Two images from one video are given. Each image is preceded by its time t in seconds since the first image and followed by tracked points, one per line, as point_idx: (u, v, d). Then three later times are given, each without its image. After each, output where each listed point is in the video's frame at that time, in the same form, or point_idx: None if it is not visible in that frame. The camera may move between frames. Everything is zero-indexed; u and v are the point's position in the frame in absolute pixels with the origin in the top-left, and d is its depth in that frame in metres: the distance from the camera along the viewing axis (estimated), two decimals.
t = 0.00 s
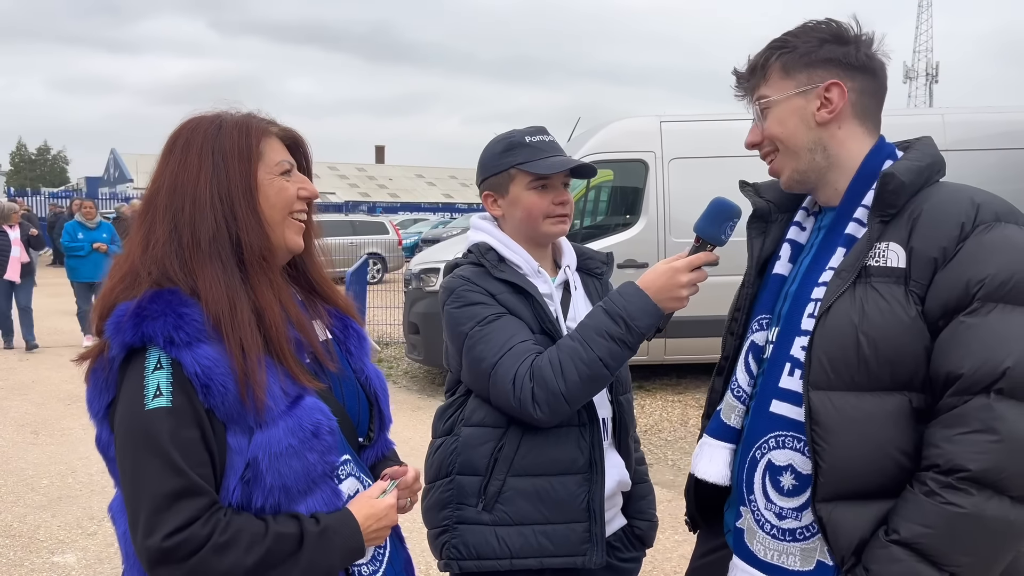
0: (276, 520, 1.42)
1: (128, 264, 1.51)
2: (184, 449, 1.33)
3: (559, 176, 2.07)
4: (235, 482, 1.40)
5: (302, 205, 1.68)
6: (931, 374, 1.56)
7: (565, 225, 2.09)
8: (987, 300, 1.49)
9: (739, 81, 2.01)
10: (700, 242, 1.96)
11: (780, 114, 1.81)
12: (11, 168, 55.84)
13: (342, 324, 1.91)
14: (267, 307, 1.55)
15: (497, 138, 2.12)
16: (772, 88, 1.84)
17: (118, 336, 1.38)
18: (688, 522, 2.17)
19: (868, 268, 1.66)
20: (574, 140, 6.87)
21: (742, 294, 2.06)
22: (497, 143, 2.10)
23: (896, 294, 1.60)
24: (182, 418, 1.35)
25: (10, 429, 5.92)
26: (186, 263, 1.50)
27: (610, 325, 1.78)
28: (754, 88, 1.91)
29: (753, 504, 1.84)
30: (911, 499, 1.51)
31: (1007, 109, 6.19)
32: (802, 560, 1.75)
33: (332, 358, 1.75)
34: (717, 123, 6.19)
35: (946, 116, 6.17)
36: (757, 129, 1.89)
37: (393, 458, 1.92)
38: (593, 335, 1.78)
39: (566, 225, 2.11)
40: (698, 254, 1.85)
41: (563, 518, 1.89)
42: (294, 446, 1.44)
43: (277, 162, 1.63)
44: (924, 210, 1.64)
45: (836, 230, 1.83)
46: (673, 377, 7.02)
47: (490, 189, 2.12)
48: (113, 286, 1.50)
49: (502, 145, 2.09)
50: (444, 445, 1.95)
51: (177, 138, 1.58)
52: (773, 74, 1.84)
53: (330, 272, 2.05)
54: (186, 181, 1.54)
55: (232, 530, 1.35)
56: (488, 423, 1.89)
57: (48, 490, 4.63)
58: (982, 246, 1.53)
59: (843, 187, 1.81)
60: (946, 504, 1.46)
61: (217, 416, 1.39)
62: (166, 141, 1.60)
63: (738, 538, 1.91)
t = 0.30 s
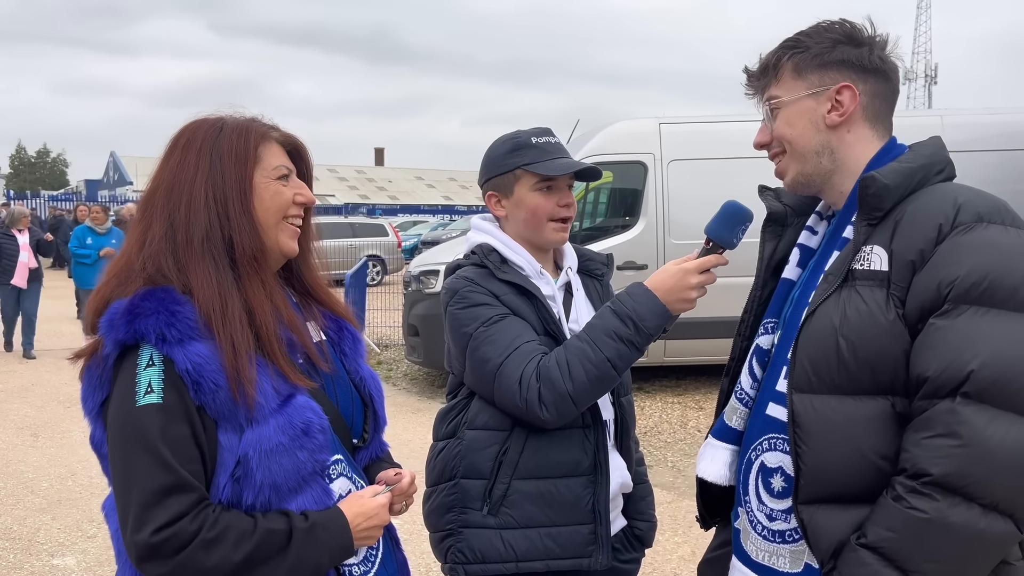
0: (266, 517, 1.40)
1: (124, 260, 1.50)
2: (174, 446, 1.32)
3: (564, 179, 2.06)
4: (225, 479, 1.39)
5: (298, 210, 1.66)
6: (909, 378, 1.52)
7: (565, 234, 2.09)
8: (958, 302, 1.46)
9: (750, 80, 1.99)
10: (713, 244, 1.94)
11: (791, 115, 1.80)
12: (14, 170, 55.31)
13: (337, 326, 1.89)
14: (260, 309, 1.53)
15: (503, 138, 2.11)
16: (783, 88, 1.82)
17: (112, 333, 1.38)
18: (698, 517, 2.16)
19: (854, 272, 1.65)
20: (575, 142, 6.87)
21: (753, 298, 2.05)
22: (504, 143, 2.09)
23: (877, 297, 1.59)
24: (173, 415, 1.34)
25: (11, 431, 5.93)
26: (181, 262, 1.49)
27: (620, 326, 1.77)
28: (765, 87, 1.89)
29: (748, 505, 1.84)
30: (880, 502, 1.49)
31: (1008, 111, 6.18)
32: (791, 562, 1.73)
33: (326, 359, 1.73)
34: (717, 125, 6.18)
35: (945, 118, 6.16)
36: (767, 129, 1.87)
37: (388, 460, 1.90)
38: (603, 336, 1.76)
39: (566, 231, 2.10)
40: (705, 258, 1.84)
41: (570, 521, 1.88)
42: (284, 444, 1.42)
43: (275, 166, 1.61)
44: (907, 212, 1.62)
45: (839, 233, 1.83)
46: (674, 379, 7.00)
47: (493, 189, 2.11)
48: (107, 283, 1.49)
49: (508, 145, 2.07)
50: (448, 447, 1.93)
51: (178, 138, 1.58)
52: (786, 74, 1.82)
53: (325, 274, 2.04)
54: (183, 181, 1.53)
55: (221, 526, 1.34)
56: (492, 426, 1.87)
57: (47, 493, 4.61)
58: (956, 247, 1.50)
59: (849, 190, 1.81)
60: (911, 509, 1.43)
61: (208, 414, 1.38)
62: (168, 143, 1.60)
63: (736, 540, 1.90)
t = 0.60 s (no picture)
0: (258, 516, 1.40)
1: (118, 262, 1.51)
2: (167, 445, 1.32)
3: (570, 182, 2.07)
4: (219, 478, 1.39)
5: (293, 212, 1.66)
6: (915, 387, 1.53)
7: (574, 231, 2.08)
8: (969, 314, 1.47)
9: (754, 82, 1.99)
10: (722, 245, 1.95)
11: (795, 119, 1.80)
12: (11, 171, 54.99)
13: (334, 328, 1.89)
14: (253, 309, 1.53)
15: (510, 140, 2.11)
16: (787, 91, 1.82)
17: (106, 334, 1.37)
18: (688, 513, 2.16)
19: (859, 277, 1.64)
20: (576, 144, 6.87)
21: (750, 298, 2.04)
22: (511, 146, 2.09)
23: (883, 304, 1.59)
24: (166, 414, 1.34)
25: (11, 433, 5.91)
26: (174, 263, 1.50)
27: (628, 327, 1.77)
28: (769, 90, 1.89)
29: (743, 503, 1.83)
30: (885, 506, 1.50)
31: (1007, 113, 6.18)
32: (785, 560, 1.74)
33: (321, 361, 1.73)
34: (718, 128, 6.19)
35: (945, 120, 6.17)
36: (771, 132, 1.88)
37: (386, 461, 1.89)
38: (611, 337, 1.77)
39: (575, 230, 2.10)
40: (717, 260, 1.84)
41: (576, 522, 1.88)
42: (278, 444, 1.42)
43: (269, 168, 1.61)
44: (916, 221, 1.61)
45: (841, 236, 1.83)
46: (674, 381, 7.00)
47: (499, 190, 2.11)
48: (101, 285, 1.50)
49: (515, 148, 2.07)
50: (454, 449, 1.93)
51: (173, 142, 1.59)
52: (790, 78, 1.82)
53: (324, 278, 2.03)
54: (177, 184, 1.54)
55: (213, 525, 1.34)
56: (499, 428, 1.87)
57: (47, 495, 4.60)
58: (967, 259, 1.50)
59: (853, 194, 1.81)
60: (918, 515, 1.44)
61: (201, 413, 1.38)
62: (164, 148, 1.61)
63: (729, 537, 1.89)
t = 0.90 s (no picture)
0: (255, 517, 1.40)
1: (118, 260, 1.51)
2: (163, 444, 1.33)
3: (575, 184, 2.07)
4: (216, 478, 1.39)
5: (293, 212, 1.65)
6: (924, 384, 1.55)
7: (579, 233, 2.08)
8: (984, 317, 1.49)
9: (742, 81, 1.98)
10: (725, 247, 1.95)
11: (789, 118, 1.79)
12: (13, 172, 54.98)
13: (335, 329, 1.89)
14: (252, 309, 1.52)
15: (515, 142, 2.12)
16: (781, 91, 1.82)
17: (104, 332, 1.37)
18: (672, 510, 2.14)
19: (866, 276, 1.63)
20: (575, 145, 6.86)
21: (738, 293, 2.04)
22: (516, 147, 2.09)
23: (892, 303, 1.59)
24: (163, 413, 1.34)
25: (11, 434, 5.91)
26: (173, 262, 1.50)
27: (631, 328, 1.77)
28: (760, 89, 1.89)
29: (739, 497, 1.81)
30: (898, 498, 1.51)
31: (1007, 113, 6.18)
32: (782, 553, 1.73)
33: (322, 361, 1.73)
34: (718, 129, 6.19)
35: (944, 121, 6.17)
36: (762, 130, 1.86)
37: (385, 464, 1.88)
38: (614, 338, 1.77)
39: (580, 231, 2.10)
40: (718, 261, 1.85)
41: (581, 523, 1.88)
42: (276, 444, 1.42)
43: (268, 168, 1.61)
44: (925, 223, 1.61)
45: (835, 236, 1.82)
46: (673, 382, 7.00)
47: (505, 193, 2.11)
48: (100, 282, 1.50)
49: (520, 150, 2.08)
50: (459, 450, 1.93)
51: (174, 142, 1.60)
52: (785, 77, 1.81)
53: (325, 278, 2.03)
54: (177, 183, 1.54)
55: (209, 526, 1.34)
56: (504, 428, 1.87)
57: (47, 496, 4.60)
58: (981, 262, 1.52)
59: (843, 194, 1.82)
60: (935, 507, 1.46)
61: (199, 412, 1.38)
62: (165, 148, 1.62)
63: (722, 529, 1.88)
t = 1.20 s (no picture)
0: (251, 519, 1.39)
1: (121, 256, 1.51)
2: (160, 443, 1.32)
3: (575, 184, 2.06)
4: (212, 479, 1.38)
5: (297, 211, 1.64)
6: (922, 375, 1.55)
7: (579, 234, 2.08)
8: (978, 309, 1.50)
9: (734, 75, 1.92)
10: (719, 243, 1.95)
11: (796, 113, 1.76)
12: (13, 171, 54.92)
13: (338, 330, 1.88)
14: (253, 309, 1.51)
15: (515, 142, 2.11)
16: (786, 86, 1.78)
17: (104, 328, 1.37)
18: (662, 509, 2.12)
19: (862, 272, 1.62)
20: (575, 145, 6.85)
21: (724, 294, 2.01)
22: (517, 148, 2.08)
23: (889, 298, 1.59)
24: (161, 411, 1.33)
25: (11, 434, 5.90)
26: (175, 259, 1.49)
27: (631, 327, 1.76)
28: (759, 83, 1.83)
29: (738, 493, 1.79)
30: (901, 486, 1.50)
31: (1007, 114, 6.16)
32: (784, 546, 1.71)
33: (324, 363, 1.72)
34: (718, 129, 6.18)
35: (945, 121, 6.16)
36: (761, 124, 1.80)
37: (385, 469, 1.87)
38: (614, 338, 1.76)
39: (581, 232, 2.09)
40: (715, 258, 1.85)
41: (584, 524, 1.87)
42: (273, 445, 1.41)
43: (273, 166, 1.60)
44: (917, 220, 1.62)
45: (824, 234, 1.81)
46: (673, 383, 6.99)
47: (505, 193, 2.10)
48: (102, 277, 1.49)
49: (520, 150, 2.07)
50: (461, 450, 1.92)
51: (179, 138, 1.59)
52: (790, 73, 1.78)
53: (330, 278, 2.02)
54: (180, 180, 1.53)
55: (204, 526, 1.32)
56: (505, 429, 1.86)
57: (47, 496, 4.59)
58: (973, 258, 1.53)
59: (831, 194, 1.82)
60: (937, 493, 1.46)
61: (197, 411, 1.37)
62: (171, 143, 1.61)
63: (720, 527, 1.85)
